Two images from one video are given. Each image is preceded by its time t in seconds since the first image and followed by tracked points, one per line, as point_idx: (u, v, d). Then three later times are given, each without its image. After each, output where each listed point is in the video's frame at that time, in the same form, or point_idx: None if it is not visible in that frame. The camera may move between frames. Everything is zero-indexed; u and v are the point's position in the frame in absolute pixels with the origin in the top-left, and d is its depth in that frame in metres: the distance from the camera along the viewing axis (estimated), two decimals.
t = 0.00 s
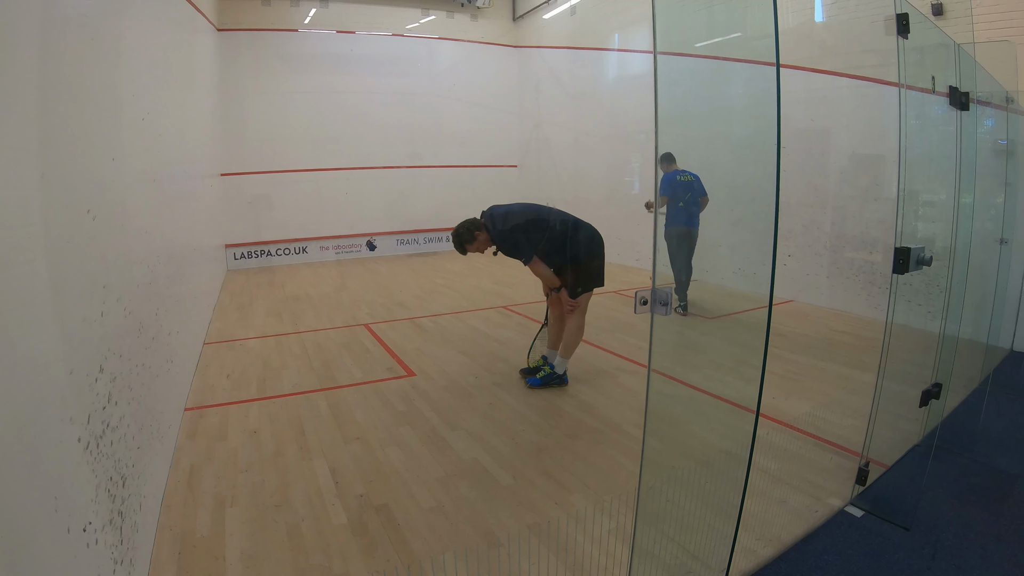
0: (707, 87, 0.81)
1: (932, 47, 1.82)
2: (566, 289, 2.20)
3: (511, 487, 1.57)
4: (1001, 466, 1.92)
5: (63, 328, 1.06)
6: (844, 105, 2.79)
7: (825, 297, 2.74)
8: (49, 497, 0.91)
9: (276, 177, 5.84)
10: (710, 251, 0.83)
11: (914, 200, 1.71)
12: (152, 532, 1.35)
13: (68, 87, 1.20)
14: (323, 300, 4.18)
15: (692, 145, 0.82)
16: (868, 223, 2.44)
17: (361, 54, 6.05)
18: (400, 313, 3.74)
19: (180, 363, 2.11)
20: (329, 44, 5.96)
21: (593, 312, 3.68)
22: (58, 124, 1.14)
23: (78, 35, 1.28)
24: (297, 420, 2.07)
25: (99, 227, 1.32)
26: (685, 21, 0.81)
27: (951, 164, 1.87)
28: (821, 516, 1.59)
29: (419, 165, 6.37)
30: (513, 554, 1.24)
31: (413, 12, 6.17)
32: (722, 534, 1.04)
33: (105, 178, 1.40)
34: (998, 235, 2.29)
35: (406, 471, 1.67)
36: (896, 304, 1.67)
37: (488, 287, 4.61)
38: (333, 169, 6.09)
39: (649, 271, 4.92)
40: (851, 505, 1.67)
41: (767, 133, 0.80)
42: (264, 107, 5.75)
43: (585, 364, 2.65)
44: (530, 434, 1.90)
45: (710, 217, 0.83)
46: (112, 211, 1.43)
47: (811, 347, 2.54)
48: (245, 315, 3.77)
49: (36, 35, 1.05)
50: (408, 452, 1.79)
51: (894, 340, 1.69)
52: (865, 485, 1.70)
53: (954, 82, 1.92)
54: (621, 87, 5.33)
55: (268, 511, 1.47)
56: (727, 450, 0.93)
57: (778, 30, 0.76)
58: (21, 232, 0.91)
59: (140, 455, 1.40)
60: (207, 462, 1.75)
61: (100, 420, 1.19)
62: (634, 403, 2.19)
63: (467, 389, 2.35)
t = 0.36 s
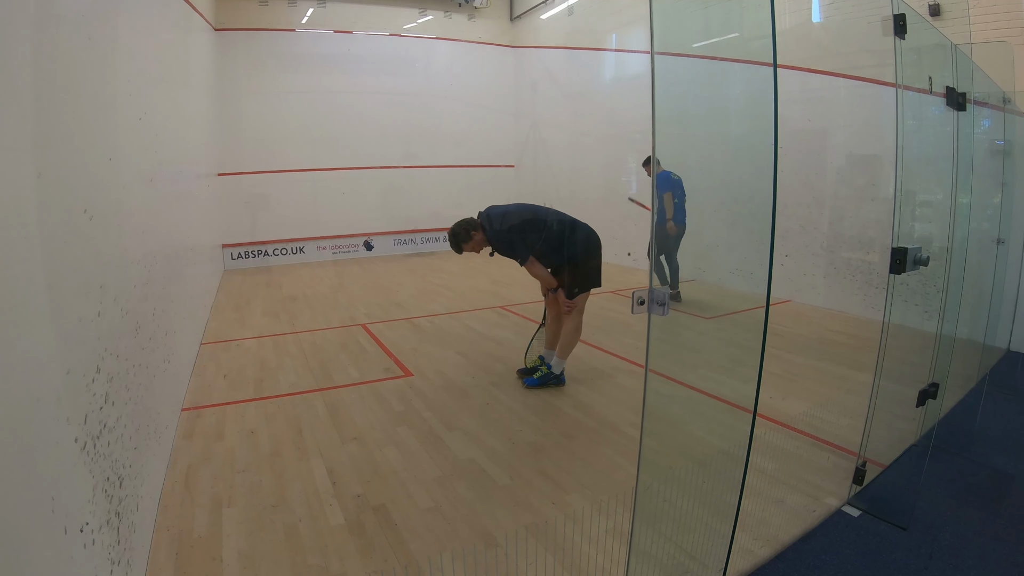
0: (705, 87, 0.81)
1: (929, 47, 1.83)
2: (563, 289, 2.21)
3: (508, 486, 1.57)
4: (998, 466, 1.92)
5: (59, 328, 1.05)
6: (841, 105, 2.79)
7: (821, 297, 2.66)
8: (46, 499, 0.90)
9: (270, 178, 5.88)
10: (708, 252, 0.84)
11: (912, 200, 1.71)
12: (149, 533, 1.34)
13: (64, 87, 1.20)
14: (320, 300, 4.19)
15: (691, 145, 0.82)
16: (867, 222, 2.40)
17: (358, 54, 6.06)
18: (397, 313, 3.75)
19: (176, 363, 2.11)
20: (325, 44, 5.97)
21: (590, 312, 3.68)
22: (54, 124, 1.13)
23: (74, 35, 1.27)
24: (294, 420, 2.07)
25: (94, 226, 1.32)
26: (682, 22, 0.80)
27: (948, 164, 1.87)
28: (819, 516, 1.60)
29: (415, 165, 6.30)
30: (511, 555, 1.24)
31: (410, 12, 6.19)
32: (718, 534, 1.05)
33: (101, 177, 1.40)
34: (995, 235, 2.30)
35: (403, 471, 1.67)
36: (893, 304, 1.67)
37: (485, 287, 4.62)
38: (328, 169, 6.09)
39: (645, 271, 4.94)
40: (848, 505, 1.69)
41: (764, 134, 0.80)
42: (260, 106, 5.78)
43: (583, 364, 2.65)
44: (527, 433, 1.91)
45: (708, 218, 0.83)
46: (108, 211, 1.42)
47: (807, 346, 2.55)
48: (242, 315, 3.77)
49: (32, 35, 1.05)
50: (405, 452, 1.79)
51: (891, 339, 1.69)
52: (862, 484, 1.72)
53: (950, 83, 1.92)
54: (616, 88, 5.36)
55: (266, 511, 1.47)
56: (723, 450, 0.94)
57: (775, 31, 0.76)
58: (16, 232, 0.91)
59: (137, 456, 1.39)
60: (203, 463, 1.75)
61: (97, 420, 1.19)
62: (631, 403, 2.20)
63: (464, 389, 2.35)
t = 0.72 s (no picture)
0: (703, 87, 0.81)
1: (928, 47, 1.83)
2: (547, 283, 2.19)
3: (506, 486, 1.57)
4: (997, 466, 1.93)
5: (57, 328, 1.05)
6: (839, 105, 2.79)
7: (820, 297, 2.79)
8: (44, 498, 0.90)
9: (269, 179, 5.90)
10: (705, 252, 0.84)
11: (910, 200, 1.72)
12: (148, 533, 1.34)
13: (63, 87, 1.20)
14: (318, 300, 4.19)
15: (688, 146, 0.82)
16: (865, 222, 2.41)
17: (357, 54, 6.06)
18: (395, 313, 3.75)
19: (175, 363, 2.11)
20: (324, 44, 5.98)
21: (588, 312, 3.68)
22: (53, 124, 1.13)
23: (71, 35, 1.27)
24: (293, 420, 2.07)
25: (92, 226, 1.32)
26: (680, 23, 0.80)
27: (947, 164, 1.88)
28: (817, 516, 1.60)
29: (413, 165, 6.33)
30: (509, 555, 1.24)
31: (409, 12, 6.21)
32: (717, 533, 1.04)
33: (99, 177, 1.40)
34: (992, 235, 2.30)
35: (401, 471, 1.67)
36: (892, 304, 1.67)
37: (483, 287, 4.63)
38: (325, 169, 6.06)
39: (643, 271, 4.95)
40: (847, 505, 1.71)
41: (762, 134, 0.80)
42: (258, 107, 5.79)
43: (581, 364, 2.65)
44: (526, 433, 1.91)
45: (706, 219, 0.83)
46: (106, 211, 1.42)
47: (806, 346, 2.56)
48: (240, 315, 3.76)
49: (31, 34, 1.05)
50: (404, 452, 1.79)
51: (889, 339, 1.69)
52: (860, 484, 1.72)
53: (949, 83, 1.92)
54: (616, 88, 5.40)
55: (264, 511, 1.47)
56: (722, 449, 0.92)
57: (774, 31, 0.76)
58: (13, 231, 0.91)
59: (135, 456, 1.39)
60: (201, 463, 1.75)
61: (95, 420, 1.19)
62: (629, 403, 2.20)
63: (462, 389, 2.35)
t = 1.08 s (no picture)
0: (702, 88, 0.81)
1: (927, 47, 1.83)
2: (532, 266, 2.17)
3: (505, 486, 1.57)
4: (994, 466, 1.93)
5: (57, 327, 1.05)
6: (837, 106, 2.79)
7: (819, 295, 2.90)
8: (43, 498, 0.90)
9: (269, 178, 5.86)
10: (704, 252, 0.85)
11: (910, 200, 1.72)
12: (147, 533, 1.34)
13: (62, 86, 1.20)
14: (318, 300, 4.19)
15: (686, 147, 0.82)
16: (865, 222, 2.42)
17: (357, 54, 6.07)
18: (394, 313, 3.75)
19: (174, 363, 2.11)
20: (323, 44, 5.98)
21: (587, 313, 3.68)
22: (51, 123, 1.13)
23: (71, 34, 1.27)
24: (292, 420, 2.07)
25: (92, 225, 1.32)
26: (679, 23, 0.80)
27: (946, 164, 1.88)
28: (816, 516, 1.59)
29: (412, 165, 6.35)
30: (508, 556, 1.24)
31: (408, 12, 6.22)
32: (716, 533, 1.04)
33: (99, 177, 1.40)
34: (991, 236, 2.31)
35: (400, 471, 1.67)
36: (891, 304, 1.68)
37: (483, 287, 4.63)
38: (326, 169, 6.04)
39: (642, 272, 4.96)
40: (845, 505, 1.68)
41: (761, 135, 0.80)
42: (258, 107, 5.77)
43: (580, 364, 2.66)
44: (525, 433, 1.91)
45: (704, 219, 0.84)
46: (106, 210, 1.43)
47: (804, 346, 2.56)
48: (239, 315, 3.76)
49: (30, 33, 1.05)
50: (403, 452, 1.79)
51: (888, 339, 1.69)
52: (859, 485, 1.69)
53: (948, 83, 1.92)
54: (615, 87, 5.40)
55: (263, 511, 1.47)
56: (721, 449, 0.92)
57: (774, 31, 0.76)
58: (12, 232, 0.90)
59: (134, 456, 1.39)
60: (201, 463, 1.75)
61: (95, 420, 1.19)
62: (628, 403, 2.20)
63: (461, 389, 2.35)
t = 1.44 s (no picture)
0: (701, 87, 0.81)
1: (926, 48, 1.83)
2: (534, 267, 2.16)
3: (504, 486, 1.57)
4: (994, 466, 1.93)
5: (56, 327, 1.05)
6: (837, 106, 2.79)
7: (818, 297, 2.88)
8: (42, 498, 0.91)
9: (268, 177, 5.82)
10: (705, 251, 0.85)
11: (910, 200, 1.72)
12: (146, 533, 1.34)
13: (62, 86, 1.21)
14: (317, 300, 4.19)
15: (687, 147, 0.82)
16: (864, 223, 2.42)
17: (357, 53, 6.08)
18: (394, 313, 3.76)
19: (173, 363, 2.11)
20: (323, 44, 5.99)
21: (586, 313, 3.68)
22: (51, 123, 1.13)
23: (71, 34, 1.28)
24: (291, 420, 2.07)
25: (91, 225, 1.32)
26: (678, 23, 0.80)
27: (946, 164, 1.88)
28: (816, 516, 1.59)
29: (412, 164, 6.37)
30: (507, 556, 1.24)
31: (408, 12, 6.24)
32: (715, 533, 1.04)
33: (99, 177, 1.41)
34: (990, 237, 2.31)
35: (399, 471, 1.67)
36: (891, 305, 1.67)
37: (482, 287, 4.64)
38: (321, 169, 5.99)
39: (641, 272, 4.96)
40: (845, 505, 1.68)
41: (761, 134, 0.80)
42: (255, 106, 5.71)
43: (580, 364, 2.66)
44: (524, 433, 1.91)
45: (704, 219, 0.84)
46: (105, 210, 1.43)
47: (804, 346, 2.56)
48: (239, 315, 3.76)
49: (30, 32, 1.05)
50: (402, 452, 1.79)
51: (888, 339, 1.69)
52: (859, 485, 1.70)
53: (947, 83, 1.93)
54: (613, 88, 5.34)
55: (262, 511, 1.47)
56: (720, 449, 0.92)
57: (774, 31, 0.76)
58: (11, 232, 0.90)
59: (134, 456, 1.40)
60: (200, 463, 1.75)
61: (94, 420, 1.19)
62: (628, 403, 2.20)
63: (460, 390, 2.35)
